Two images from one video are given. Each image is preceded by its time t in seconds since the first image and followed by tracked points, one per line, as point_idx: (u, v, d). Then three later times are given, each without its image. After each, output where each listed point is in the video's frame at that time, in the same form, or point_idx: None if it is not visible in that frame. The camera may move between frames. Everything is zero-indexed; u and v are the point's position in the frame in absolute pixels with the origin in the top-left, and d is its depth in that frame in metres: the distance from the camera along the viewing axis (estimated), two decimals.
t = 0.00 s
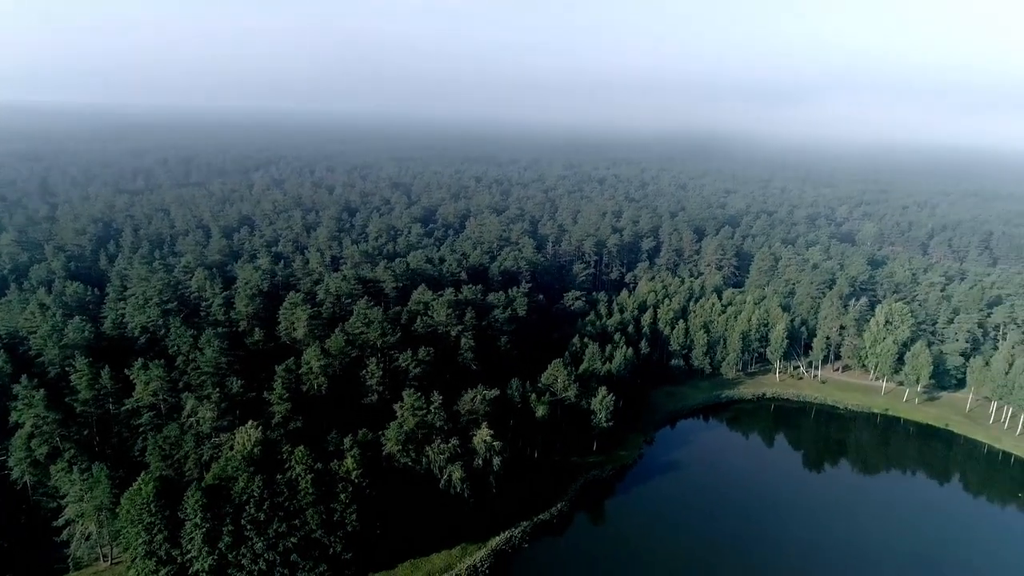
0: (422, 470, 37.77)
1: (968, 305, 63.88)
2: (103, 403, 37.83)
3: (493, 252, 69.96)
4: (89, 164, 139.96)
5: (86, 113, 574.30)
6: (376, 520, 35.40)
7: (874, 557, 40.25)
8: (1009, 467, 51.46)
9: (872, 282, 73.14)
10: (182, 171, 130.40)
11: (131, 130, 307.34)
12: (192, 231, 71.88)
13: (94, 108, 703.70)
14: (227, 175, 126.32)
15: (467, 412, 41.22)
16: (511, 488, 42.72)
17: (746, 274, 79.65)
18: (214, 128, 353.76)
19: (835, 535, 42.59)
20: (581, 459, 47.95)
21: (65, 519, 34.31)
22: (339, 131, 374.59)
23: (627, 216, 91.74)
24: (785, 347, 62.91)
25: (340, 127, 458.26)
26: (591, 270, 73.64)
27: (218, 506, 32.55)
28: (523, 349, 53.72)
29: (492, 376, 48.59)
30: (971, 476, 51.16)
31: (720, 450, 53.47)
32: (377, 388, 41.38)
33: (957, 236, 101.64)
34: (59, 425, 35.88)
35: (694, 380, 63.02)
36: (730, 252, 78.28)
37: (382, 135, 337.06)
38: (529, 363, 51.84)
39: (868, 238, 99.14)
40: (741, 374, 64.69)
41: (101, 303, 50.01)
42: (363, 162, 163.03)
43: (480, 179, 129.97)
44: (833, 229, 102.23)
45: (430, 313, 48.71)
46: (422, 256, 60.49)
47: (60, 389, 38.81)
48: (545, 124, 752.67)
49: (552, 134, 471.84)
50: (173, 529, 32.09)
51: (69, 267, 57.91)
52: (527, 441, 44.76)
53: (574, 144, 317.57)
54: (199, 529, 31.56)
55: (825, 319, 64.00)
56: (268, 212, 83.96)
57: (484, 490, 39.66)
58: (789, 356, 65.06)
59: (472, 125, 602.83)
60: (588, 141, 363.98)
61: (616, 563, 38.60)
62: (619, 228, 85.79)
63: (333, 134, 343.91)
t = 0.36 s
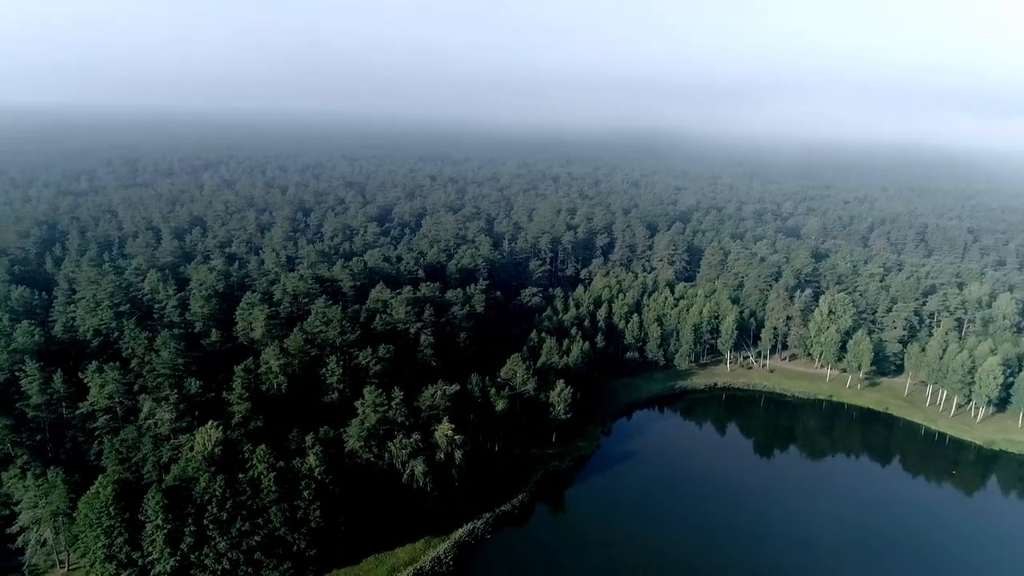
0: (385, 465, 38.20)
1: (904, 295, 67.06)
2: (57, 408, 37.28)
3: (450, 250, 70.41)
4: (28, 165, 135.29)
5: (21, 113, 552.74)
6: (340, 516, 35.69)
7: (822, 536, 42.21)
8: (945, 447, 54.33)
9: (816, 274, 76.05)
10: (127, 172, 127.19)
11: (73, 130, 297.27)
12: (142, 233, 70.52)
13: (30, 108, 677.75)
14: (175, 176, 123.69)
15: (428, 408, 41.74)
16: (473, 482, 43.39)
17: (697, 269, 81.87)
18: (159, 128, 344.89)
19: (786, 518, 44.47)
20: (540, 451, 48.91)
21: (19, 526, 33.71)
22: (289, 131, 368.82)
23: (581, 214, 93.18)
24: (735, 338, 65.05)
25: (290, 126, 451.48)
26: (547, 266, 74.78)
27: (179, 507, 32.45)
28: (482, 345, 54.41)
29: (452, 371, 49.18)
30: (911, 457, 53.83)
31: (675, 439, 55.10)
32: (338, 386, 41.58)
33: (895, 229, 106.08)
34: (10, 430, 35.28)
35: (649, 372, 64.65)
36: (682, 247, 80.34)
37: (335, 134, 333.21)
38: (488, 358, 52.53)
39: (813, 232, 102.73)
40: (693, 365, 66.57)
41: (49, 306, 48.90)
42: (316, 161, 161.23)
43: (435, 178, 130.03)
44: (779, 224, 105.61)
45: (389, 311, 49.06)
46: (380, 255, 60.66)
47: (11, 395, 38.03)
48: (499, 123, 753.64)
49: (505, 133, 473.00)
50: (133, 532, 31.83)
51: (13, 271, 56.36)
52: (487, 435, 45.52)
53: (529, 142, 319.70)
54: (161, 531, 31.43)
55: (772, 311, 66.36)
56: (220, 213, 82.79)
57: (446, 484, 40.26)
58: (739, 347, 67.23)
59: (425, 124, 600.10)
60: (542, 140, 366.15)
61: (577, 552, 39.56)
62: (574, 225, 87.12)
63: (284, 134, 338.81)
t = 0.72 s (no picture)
0: (347, 462, 38.52)
1: (847, 286, 69.94)
2: (9, 414, 36.60)
3: (407, 248, 70.66)
4: None
5: None
6: (303, 514, 35.87)
7: (774, 519, 44.01)
8: (887, 431, 56.96)
9: (765, 268, 78.64)
10: (71, 173, 123.57)
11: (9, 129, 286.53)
12: (90, 235, 68.93)
13: None
14: (122, 177, 120.69)
15: (389, 405, 42.14)
16: (435, 477, 43.94)
17: (651, 264, 83.76)
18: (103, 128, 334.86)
19: (739, 504, 46.16)
20: (501, 445, 49.70)
21: None
22: (239, 130, 361.79)
23: (537, 211, 94.28)
24: (688, 331, 66.90)
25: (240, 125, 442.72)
26: (505, 263, 75.57)
27: (140, 510, 32.23)
28: (441, 342, 54.93)
29: (413, 368, 49.60)
30: (855, 441, 56.24)
31: (632, 430, 56.51)
32: (299, 385, 41.63)
33: (838, 224, 110.09)
34: None
35: (606, 365, 66.00)
36: (636, 243, 82.12)
37: (287, 134, 328.24)
38: (448, 355, 53.07)
39: (761, 227, 105.96)
40: (649, 358, 68.19)
41: None
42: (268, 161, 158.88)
43: (391, 177, 129.61)
44: (729, 220, 108.61)
45: (349, 309, 49.24)
46: (337, 254, 60.61)
47: None
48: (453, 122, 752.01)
49: (461, 132, 472.41)
50: (93, 536, 31.39)
51: None
52: (449, 431, 46.13)
53: (484, 142, 319.40)
54: (122, 533, 31.18)
55: (723, 304, 68.46)
56: (172, 214, 81.34)
57: (409, 479, 40.73)
58: (693, 339, 69.13)
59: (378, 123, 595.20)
60: (497, 139, 367.20)
61: (540, 547, 40.06)
62: (530, 223, 88.12)
63: (236, 133, 332.27)
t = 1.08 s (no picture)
0: (312, 460, 38.68)
1: (796, 279, 72.46)
2: None
3: (366, 248, 70.66)
4: None
5: None
6: (269, 512, 35.93)
7: (729, 505, 45.65)
8: (834, 417, 59.30)
9: (718, 262, 80.85)
10: (12, 175, 119.63)
11: None
12: (37, 237, 67.16)
13: None
14: (68, 178, 117.40)
15: (352, 403, 42.40)
16: (400, 473, 44.30)
17: (608, 260, 85.27)
18: (46, 128, 324.04)
19: (696, 492, 47.67)
20: (464, 440, 50.29)
21: None
22: (188, 130, 353.44)
23: (495, 210, 95.04)
24: (645, 325, 68.45)
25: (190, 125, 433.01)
26: (464, 262, 76.12)
27: (101, 513, 31.95)
28: (403, 340, 55.24)
29: (374, 366, 49.84)
30: (805, 428, 58.40)
31: (591, 423, 57.67)
32: (260, 385, 41.52)
33: (787, 219, 113.58)
34: None
35: (566, 360, 67.07)
36: (593, 240, 83.53)
37: (240, 134, 322.44)
38: (409, 352, 53.41)
39: (714, 223, 108.66)
40: (607, 352, 69.55)
41: None
42: (220, 162, 156.06)
43: (348, 176, 128.76)
44: (683, 216, 111.09)
45: (309, 309, 49.24)
46: (296, 254, 60.36)
47: None
48: (409, 121, 747.34)
49: (418, 131, 470.47)
50: (53, 541, 31.05)
51: None
52: (412, 427, 46.57)
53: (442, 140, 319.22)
54: (83, 537, 30.92)
55: (678, 298, 70.25)
56: (122, 216, 79.69)
57: (374, 475, 41.05)
58: (650, 333, 70.71)
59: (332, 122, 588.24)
60: (455, 138, 366.79)
61: (509, 545, 40.24)
62: (489, 221, 88.80)
63: (185, 133, 324.77)
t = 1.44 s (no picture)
0: (279, 459, 38.73)
1: (752, 273, 74.60)
2: None
3: (328, 248, 70.50)
4: None
5: None
6: (237, 511, 35.93)
7: (704, 501, 46.06)
8: (789, 406, 61.31)
9: (676, 258, 82.70)
10: None
11: None
12: None
13: None
14: (15, 180, 114.03)
15: (319, 401, 42.52)
16: (367, 470, 44.58)
17: (570, 257, 86.42)
18: None
19: (671, 488, 48.00)
20: (431, 436, 50.76)
21: None
22: (138, 129, 344.70)
23: (457, 208, 95.43)
24: (607, 320, 69.72)
25: (141, 124, 422.16)
26: (427, 260, 76.42)
27: (66, 516, 31.63)
28: (368, 338, 55.42)
29: (340, 365, 49.94)
30: (762, 417, 60.32)
31: (555, 418, 58.58)
32: (225, 385, 41.35)
33: (742, 215, 116.44)
34: None
35: (530, 355, 67.93)
36: (554, 237, 84.65)
37: (195, 134, 316.20)
38: (374, 351, 53.53)
39: (672, 219, 110.89)
40: (570, 347, 70.62)
41: None
42: (175, 162, 153.01)
43: (307, 176, 127.64)
44: (642, 213, 113.10)
45: (273, 309, 49.14)
46: (258, 254, 59.99)
47: None
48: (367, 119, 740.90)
49: (376, 130, 466.57)
50: (16, 546, 30.68)
51: None
52: (379, 424, 46.88)
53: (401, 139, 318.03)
54: (48, 541, 30.61)
55: (639, 293, 71.71)
56: (75, 217, 77.94)
57: (341, 473, 41.29)
58: (612, 328, 71.99)
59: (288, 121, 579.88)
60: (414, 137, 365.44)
61: (485, 547, 40.04)
62: (451, 220, 89.20)
63: (135, 133, 316.78)
